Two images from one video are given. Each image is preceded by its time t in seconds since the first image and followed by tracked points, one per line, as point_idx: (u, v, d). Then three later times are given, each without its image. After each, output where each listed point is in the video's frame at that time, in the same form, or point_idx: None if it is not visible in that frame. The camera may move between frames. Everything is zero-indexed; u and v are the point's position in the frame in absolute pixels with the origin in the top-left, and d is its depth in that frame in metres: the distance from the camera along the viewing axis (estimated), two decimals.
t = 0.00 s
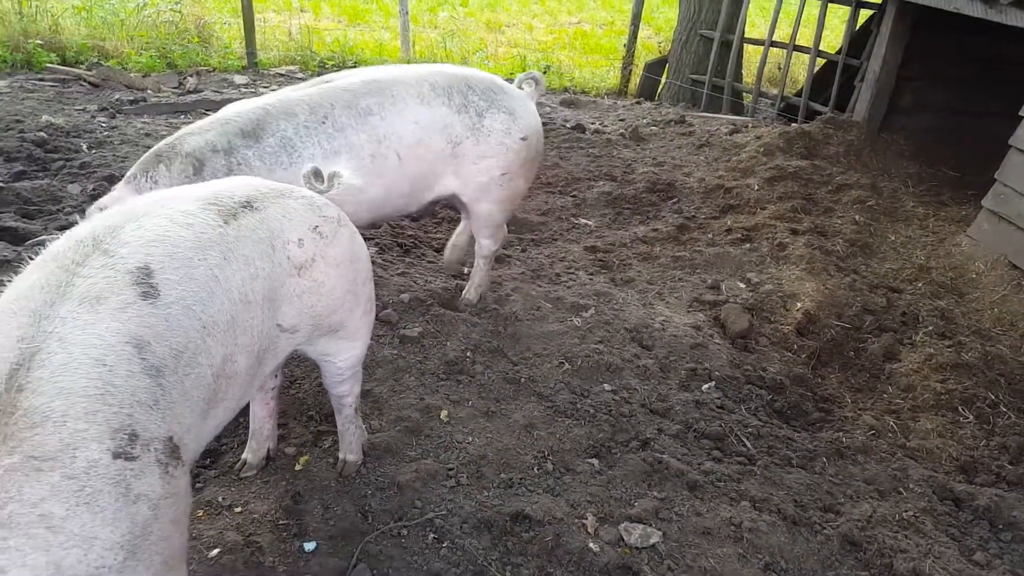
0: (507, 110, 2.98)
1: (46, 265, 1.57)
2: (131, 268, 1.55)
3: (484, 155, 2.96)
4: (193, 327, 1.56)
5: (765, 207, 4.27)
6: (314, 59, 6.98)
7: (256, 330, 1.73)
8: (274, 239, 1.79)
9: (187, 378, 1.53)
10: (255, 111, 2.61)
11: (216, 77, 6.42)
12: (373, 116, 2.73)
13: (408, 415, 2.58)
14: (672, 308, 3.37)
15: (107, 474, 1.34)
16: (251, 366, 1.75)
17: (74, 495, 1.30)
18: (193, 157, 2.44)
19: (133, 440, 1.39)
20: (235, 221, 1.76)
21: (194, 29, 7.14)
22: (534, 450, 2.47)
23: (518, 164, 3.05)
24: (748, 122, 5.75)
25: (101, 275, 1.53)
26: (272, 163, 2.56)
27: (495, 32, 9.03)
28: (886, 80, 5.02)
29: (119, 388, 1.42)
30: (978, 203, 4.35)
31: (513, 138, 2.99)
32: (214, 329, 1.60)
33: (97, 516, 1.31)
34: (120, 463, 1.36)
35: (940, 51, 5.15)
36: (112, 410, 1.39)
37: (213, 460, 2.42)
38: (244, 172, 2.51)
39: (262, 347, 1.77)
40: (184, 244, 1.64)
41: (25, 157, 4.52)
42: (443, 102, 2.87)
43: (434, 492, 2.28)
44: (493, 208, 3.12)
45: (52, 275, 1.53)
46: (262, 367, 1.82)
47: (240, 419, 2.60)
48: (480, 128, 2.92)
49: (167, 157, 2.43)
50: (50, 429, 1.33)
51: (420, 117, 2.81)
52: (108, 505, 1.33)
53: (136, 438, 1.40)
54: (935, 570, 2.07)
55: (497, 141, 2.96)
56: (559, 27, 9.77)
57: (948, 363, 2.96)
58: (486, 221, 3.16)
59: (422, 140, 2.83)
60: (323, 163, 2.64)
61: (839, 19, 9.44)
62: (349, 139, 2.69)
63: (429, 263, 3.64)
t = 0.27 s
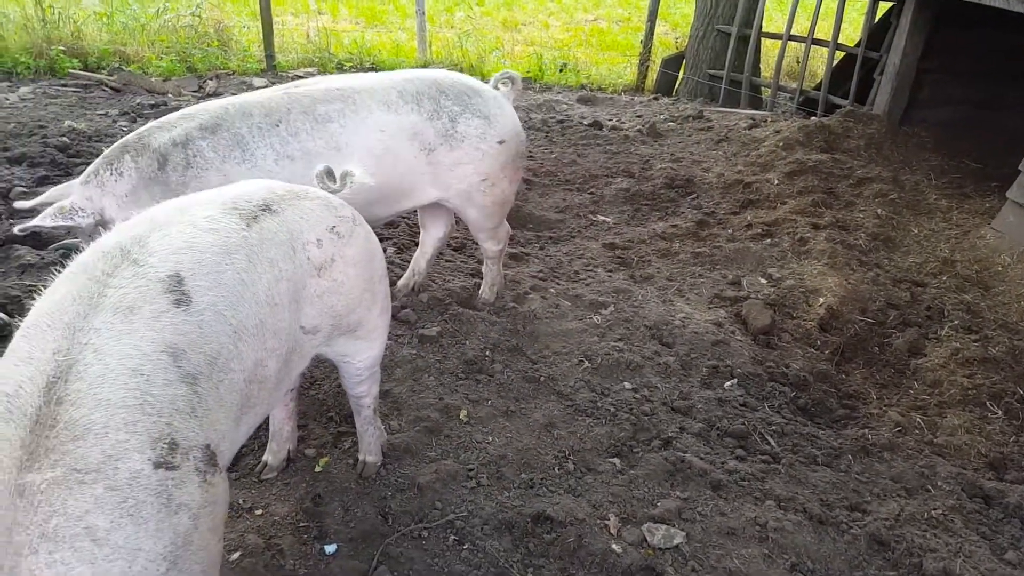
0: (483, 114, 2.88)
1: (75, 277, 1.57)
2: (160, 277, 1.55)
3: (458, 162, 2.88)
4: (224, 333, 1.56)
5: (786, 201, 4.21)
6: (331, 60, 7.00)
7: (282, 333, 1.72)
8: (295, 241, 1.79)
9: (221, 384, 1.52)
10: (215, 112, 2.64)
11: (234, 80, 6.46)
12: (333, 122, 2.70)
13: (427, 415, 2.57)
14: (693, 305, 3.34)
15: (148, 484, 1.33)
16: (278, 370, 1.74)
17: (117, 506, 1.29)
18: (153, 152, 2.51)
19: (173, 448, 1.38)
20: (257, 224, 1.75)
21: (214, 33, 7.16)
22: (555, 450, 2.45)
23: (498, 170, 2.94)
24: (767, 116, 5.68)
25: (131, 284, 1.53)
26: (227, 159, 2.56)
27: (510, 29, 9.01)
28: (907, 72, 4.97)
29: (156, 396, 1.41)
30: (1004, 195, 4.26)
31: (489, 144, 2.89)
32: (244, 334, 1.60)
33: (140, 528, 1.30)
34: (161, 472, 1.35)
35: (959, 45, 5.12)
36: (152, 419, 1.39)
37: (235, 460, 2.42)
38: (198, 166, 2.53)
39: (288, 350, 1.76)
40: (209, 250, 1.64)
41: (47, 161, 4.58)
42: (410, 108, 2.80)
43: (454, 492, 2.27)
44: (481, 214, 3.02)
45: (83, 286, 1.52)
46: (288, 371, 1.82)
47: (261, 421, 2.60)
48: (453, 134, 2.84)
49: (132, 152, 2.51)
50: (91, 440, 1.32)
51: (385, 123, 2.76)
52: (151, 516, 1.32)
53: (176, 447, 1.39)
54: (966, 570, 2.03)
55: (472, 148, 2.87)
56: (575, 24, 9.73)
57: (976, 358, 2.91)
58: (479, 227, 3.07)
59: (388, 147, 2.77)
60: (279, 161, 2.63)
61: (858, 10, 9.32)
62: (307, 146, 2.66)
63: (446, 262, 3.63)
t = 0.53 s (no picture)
0: (453, 122, 2.82)
1: (102, 303, 1.58)
2: (187, 302, 1.57)
3: (423, 167, 2.81)
4: (250, 357, 1.57)
5: (805, 204, 4.17)
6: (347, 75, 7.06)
7: (305, 353, 1.73)
8: (315, 260, 1.79)
9: (249, 408, 1.54)
10: (202, 125, 2.77)
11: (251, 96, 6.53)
12: (305, 117, 2.74)
13: (447, 427, 2.56)
14: (713, 311, 3.30)
15: (185, 510, 1.35)
16: (301, 391, 1.75)
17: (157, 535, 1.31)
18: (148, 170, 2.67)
19: (208, 473, 1.40)
20: (277, 245, 1.76)
21: (231, 51, 7.23)
22: (577, 461, 2.43)
23: (466, 180, 2.86)
24: (784, 118, 5.63)
25: (158, 310, 1.54)
26: (211, 166, 2.66)
27: (523, 39, 9.03)
28: (924, 71, 4.93)
29: (189, 422, 1.43)
30: None
31: (457, 153, 2.81)
32: (270, 357, 1.61)
33: (180, 555, 1.32)
34: (198, 498, 1.37)
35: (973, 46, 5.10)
36: (187, 445, 1.40)
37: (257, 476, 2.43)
38: (190, 181, 2.65)
39: (310, 370, 1.77)
40: (233, 273, 1.65)
41: (70, 182, 4.65)
42: (381, 106, 2.78)
43: (476, 505, 2.25)
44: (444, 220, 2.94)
45: (111, 313, 1.53)
46: (310, 390, 1.82)
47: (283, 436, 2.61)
48: (420, 137, 2.78)
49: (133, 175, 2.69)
50: (129, 469, 1.33)
51: (355, 119, 2.76)
52: (190, 542, 1.34)
53: (210, 472, 1.41)
54: None
55: (438, 154, 2.80)
56: (587, 31, 9.74)
57: (1005, 360, 2.85)
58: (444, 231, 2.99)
59: (357, 143, 2.76)
60: (258, 163, 2.70)
61: (873, 10, 9.25)
62: (281, 142, 2.71)
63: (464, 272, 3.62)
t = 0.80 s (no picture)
0: (456, 138, 2.78)
1: (129, 325, 1.60)
2: (213, 321, 1.59)
3: (423, 182, 2.79)
4: (277, 375, 1.59)
5: (830, 217, 4.14)
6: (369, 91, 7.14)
7: (326, 371, 1.75)
8: (334, 278, 1.81)
9: (278, 422, 1.57)
10: (218, 140, 2.86)
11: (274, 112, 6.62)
12: (314, 129, 2.79)
13: (470, 442, 2.56)
14: (737, 325, 3.28)
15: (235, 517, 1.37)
16: (323, 407, 1.77)
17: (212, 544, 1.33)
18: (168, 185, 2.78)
19: (251, 483, 1.43)
20: (297, 264, 1.79)
21: (255, 68, 7.36)
22: (601, 477, 2.42)
23: (464, 197, 2.81)
24: (806, 130, 5.59)
25: (186, 330, 1.56)
26: (225, 179, 2.75)
27: (543, 53, 9.08)
28: (950, 81, 4.88)
29: (225, 435, 1.45)
30: None
31: (456, 169, 2.77)
32: (295, 373, 1.64)
33: (236, 561, 1.35)
34: (245, 505, 1.40)
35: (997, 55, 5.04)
36: (230, 456, 1.43)
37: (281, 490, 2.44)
38: (207, 195, 2.75)
39: (332, 385, 1.79)
40: (256, 293, 1.67)
41: (98, 198, 4.74)
42: (386, 119, 2.80)
43: (499, 521, 2.25)
44: (439, 237, 2.89)
45: (139, 335, 1.56)
46: (333, 407, 1.84)
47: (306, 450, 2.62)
48: (421, 152, 2.77)
49: (154, 189, 2.81)
50: (176, 482, 1.36)
51: (360, 131, 2.79)
52: (242, 549, 1.37)
53: (254, 480, 1.44)
54: None
55: (438, 169, 2.77)
56: (607, 44, 9.77)
57: None
58: (436, 250, 2.94)
59: (362, 156, 2.79)
60: (268, 176, 2.76)
61: (896, 20, 9.18)
62: (291, 154, 2.77)
63: (485, 286, 3.62)
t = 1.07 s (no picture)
0: (470, 150, 2.82)
1: (168, 339, 1.64)
2: (252, 335, 1.64)
3: (438, 195, 2.83)
4: (313, 385, 1.64)
5: (856, 234, 4.10)
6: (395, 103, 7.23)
7: (354, 381, 1.78)
8: (362, 290, 1.85)
9: (318, 431, 1.61)
10: (240, 152, 2.91)
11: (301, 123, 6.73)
12: (332, 142, 2.82)
13: (490, 455, 2.57)
14: (761, 343, 3.26)
15: (283, 525, 1.41)
16: (353, 417, 1.80)
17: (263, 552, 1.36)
18: (192, 199, 2.84)
19: (296, 490, 1.46)
20: (328, 276, 1.83)
21: (282, 79, 7.49)
22: (620, 493, 2.42)
23: (479, 208, 2.84)
24: (833, 146, 5.56)
25: (227, 343, 1.61)
26: (246, 190, 2.80)
27: (568, 66, 9.12)
28: (981, 99, 4.82)
29: (271, 444, 1.49)
30: None
31: (471, 181, 2.80)
32: (329, 382, 1.68)
33: (285, 569, 1.38)
34: (292, 514, 1.43)
35: None
36: (275, 464, 1.47)
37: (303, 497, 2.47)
38: (228, 206, 2.80)
39: (362, 396, 1.83)
40: (290, 306, 1.72)
41: (128, 206, 4.85)
42: (402, 132, 2.84)
43: (518, 535, 2.26)
44: (456, 250, 2.93)
45: (180, 348, 1.60)
46: (362, 415, 1.88)
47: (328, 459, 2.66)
48: (436, 164, 2.81)
49: (180, 202, 2.88)
50: (225, 492, 1.39)
51: (377, 144, 2.82)
52: (290, 556, 1.39)
53: (299, 488, 1.47)
54: None
55: (453, 182, 2.81)
56: (633, 58, 9.79)
57: None
58: (453, 263, 2.98)
59: (379, 168, 2.82)
60: (287, 188, 2.80)
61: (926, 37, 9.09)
62: (310, 166, 2.80)
63: (507, 299, 3.64)
